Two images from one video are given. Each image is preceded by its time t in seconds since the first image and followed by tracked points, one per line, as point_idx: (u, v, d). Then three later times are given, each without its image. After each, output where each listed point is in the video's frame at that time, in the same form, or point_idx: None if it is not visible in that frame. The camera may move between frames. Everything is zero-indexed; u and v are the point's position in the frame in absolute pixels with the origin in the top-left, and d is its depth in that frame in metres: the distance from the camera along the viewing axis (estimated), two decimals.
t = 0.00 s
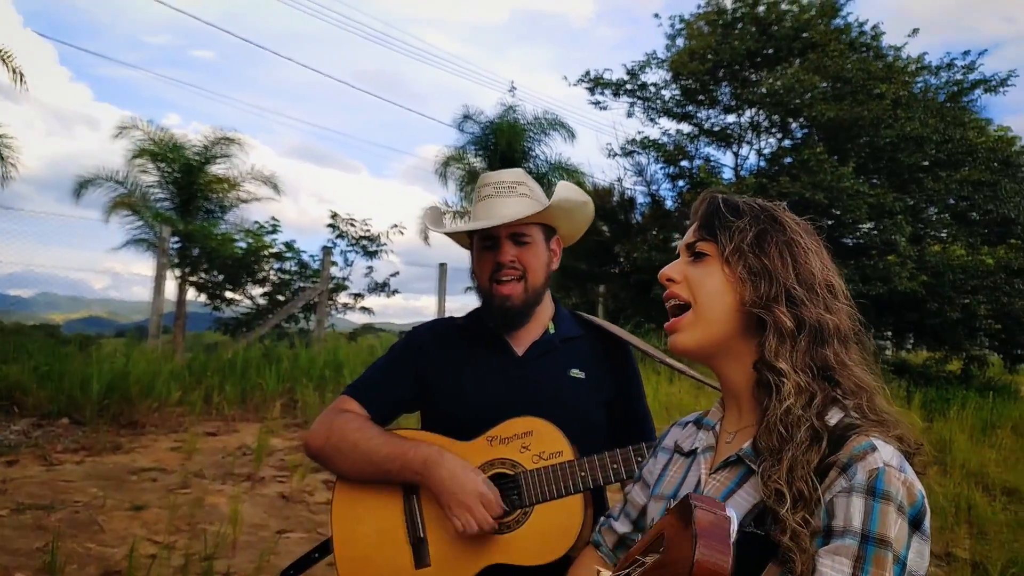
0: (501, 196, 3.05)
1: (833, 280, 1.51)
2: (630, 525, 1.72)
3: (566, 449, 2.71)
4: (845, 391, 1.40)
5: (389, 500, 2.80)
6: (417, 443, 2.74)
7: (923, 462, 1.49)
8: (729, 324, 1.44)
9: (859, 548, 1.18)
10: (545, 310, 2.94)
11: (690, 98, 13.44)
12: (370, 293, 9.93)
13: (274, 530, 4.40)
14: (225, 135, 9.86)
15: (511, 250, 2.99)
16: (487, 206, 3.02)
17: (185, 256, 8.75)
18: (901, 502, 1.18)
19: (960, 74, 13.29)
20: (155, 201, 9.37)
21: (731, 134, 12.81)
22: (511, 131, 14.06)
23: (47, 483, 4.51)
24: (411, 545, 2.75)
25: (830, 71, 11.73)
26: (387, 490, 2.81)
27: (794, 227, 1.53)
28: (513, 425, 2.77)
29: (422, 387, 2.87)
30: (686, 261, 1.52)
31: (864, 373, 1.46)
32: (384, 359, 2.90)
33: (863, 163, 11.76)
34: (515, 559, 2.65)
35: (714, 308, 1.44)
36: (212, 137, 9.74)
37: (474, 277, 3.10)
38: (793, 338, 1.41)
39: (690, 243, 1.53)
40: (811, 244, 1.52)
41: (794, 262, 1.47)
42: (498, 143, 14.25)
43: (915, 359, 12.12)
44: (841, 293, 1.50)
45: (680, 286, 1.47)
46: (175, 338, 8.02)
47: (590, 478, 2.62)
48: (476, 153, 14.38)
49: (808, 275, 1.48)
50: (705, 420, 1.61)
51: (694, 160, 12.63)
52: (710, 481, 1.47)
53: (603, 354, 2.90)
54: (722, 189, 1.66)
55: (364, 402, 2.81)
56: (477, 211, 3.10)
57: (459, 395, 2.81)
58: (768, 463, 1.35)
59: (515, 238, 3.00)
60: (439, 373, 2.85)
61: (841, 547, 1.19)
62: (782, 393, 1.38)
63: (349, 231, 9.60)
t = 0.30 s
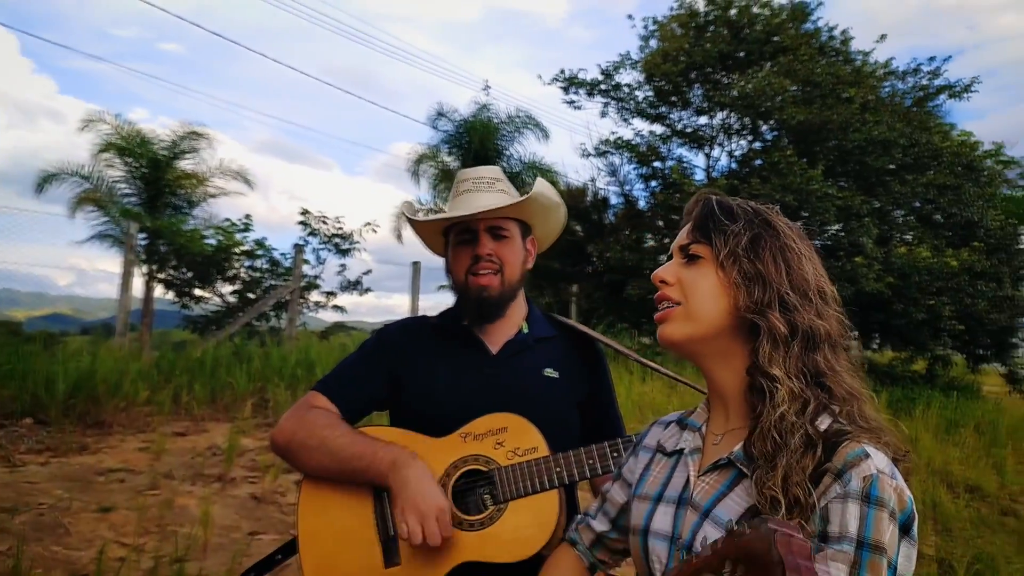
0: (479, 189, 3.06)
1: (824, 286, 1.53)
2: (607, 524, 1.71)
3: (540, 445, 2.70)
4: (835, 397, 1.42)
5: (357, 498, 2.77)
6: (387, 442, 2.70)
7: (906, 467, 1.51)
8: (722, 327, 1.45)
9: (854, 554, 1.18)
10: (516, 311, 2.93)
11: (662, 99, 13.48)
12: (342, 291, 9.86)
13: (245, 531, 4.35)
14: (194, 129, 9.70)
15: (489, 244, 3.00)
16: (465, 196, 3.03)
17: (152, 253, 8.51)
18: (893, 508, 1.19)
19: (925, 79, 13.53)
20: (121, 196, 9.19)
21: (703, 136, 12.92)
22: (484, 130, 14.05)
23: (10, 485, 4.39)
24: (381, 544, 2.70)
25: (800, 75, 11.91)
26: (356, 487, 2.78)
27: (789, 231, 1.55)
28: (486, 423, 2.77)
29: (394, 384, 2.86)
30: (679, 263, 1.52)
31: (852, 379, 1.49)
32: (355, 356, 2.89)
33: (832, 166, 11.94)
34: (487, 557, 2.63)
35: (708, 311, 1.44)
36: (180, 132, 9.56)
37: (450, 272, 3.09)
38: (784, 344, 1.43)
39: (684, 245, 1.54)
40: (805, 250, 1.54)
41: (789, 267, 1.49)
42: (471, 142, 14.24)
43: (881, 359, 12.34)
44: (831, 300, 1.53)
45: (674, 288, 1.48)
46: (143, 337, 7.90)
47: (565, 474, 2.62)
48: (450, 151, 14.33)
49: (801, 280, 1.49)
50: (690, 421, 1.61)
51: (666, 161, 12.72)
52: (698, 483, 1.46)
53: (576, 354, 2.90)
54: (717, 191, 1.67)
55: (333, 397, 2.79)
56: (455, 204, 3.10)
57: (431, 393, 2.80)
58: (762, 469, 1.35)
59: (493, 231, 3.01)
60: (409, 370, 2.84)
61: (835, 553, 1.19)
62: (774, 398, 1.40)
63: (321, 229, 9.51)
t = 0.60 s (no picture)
0: (473, 182, 3.10)
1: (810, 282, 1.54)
2: (580, 516, 1.72)
3: (521, 440, 2.73)
4: (821, 392, 1.43)
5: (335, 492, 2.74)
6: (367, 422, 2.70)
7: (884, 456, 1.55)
8: (710, 321, 1.45)
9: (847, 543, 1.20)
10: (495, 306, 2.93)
11: (636, 99, 13.54)
12: (314, 289, 9.75)
13: (217, 532, 4.30)
14: (162, 124, 9.53)
15: (481, 239, 2.98)
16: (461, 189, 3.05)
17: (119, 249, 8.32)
18: (883, 497, 1.22)
19: (894, 83, 13.74)
20: (87, 191, 9.02)
21: (677, 136, 13.00)
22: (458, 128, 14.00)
23: None
24: (359, 540, 2.69)
25: (773, 77, 12.06)
26: (333, 481, 2.75)
27: (778, 225, 1.55)
28: (466, 417, 2.76)
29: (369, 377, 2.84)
30: (667, 255, 1.51)
31: (834, 373, 1.50)
32: (327, 353, 2.84)
33: (802, 168, 12.08)
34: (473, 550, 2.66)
35: (696, 304, 1.44)
36: (149, 126, 9.35)
37: (436, 266, 3.05)
38: (772, 339, 1.44)
39: (673, 237, 1.53)
40: (793, 245, 1.54)
41: (778, 262, 1.49)
42: (445, 140, 14.19)
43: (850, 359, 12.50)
44: (815, 295, 1.54)
45: (661, 279, 1.47)
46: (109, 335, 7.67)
47: (547, 468, 2.62)
48: (424, 149, 14.26)
49: (790, 275, 1.50)
50: (670, 412, 1.60)
51: (640, 161, 12.78)
52: (686, 475, 1.46)
53: (555, 349, 2.91)
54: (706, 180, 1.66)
55: (309, 388, 2.75)
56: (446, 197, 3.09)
57: (410, 387, 2.78)
58: (752, 463, 1.35)
59: (485, 226, 3.00)
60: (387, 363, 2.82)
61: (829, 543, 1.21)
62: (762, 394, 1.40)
63: (293, 226, 9.39)
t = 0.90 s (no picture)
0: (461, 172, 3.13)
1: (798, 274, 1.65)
2: (562, 513, 1.82)
3: (506, 437, 2.80)
4: (807, 379, 1.54)
5: (317, 494, 2.79)
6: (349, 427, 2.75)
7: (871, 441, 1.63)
8: (697, 308, 1.55)
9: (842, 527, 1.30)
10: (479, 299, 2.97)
11: (613, 96, 13.60)
12: (288, 284, 9.65)
13: (190, 530, 4.26)
14: (133, 115, 9.33)
15: (470, 230, 3.02)
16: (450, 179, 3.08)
17: (87, 242, 8.29)
18: (875, 479, 1.31)
19: (866, 83, 13.90)
20: (55, 184, 8.84)
21: (653, 133, 13.08)
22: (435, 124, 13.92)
23: None
24: (342, 543, 2.76)
25: (749, 76, 12.18)
26: (313, 483, 2.79)
27: (764, 217, 1.65)
28: (450, 415, 2.82)
29: (353, 371, 2.86)
30: (658, 242, 1.61)
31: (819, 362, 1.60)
32: (311, 345, 2.88)
33: (777, 166, 12.19)
34: (456, 552, 2.72)
35: (685, 290, 1.54)
36: (119, 118, 9.19)
37: (421, 255, 3.08)
38: (759, 329, 1.54)
39: (663, 223, 1.63)
40: (779, 237, 1.65)
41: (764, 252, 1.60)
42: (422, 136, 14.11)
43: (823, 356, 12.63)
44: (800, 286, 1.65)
45: (651, 264, 1.57)
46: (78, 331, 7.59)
47: (533, 467, 2.72)
48: (400, 143, 14.16)
49: (775, 266, 1.61)
50: (655, 405, 1.69)
51: (617, 158, 12.81)
52: (674, 468, 1.55)
53: (540, 341, 2.97)
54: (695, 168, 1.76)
55: (288, 386, 2.78)
56: (435, 185, 3.12)
57: (394, 383, 2.82)
58: (739, 453, 1.45)
59: (474, 216, 3.04)
60: (369, 359, 2.85)
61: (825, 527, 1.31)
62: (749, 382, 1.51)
63: (268, 221, 9.27)
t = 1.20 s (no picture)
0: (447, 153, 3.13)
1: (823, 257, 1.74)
2: (591, 511, 1.95)
3: (506, 429, 2.79)
4: (835, 367, 1.62)
5: (312, 489, 2.76)
6: (357, 419, 2.80)
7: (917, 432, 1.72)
8: (720, 299, 1.63)
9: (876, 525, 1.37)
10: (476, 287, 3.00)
11: (597, 89, 13.63)
12: (270, 275, 9.57)
13: (173, 523, 4.24)
14: (111, 104, 9.18)
15: (458, 209, 3.02)
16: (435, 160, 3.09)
17: (65, 232, 8.24)
18: (913, 474, 1.37)
19: (848, 77, 13.99)
20: (31, 172, 8.71)
21: (637, 126, 13.11)
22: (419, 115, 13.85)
23: None
24: (340, 536, 2.71)
25: (733, 69, 12.25)
26: (308, 479, 2.76)
27: (781, 203, 1.74)
28: (449, 407, 2.82)
29: (347, 365, 2.89)
30: (678, 235, 1.70)
31: (847, 347, 1.69)
32: (302, 335, 2.88)
33: (759, 160, 12.26)
34: (453, 544, 2.68)
35: (706, 281, 1.62)
36: (97, 106, 9.04)
37: (411, 239, 3.08)
38: (786, 319, 1.63)
39: (684, 216, 1.72)
40: (803, 221, 1.75)
41: (782, 239, 1.68)
42: (405, 127, 14.03)
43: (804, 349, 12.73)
44: (826, 271, 1.74)
45: (672, 258, 1.66)
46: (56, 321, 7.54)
47: (532, 458, 2.73)
48: (384, 134, 14.08)
49: (795, 253, 1.70)
50: (683, 398, 1.78)
51: (601, 150, 12.80)
52: (701, 462, 1.64)
53: (537, 332, 3.00)
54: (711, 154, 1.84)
55: (282, 379, 2.79)
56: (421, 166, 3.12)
57: (390, 374, 2.84)
58: (768, 450, 1.53)
59: (461, 196, 3.04)
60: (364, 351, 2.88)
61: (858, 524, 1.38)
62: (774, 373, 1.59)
63: (249, 212, 9.19)
